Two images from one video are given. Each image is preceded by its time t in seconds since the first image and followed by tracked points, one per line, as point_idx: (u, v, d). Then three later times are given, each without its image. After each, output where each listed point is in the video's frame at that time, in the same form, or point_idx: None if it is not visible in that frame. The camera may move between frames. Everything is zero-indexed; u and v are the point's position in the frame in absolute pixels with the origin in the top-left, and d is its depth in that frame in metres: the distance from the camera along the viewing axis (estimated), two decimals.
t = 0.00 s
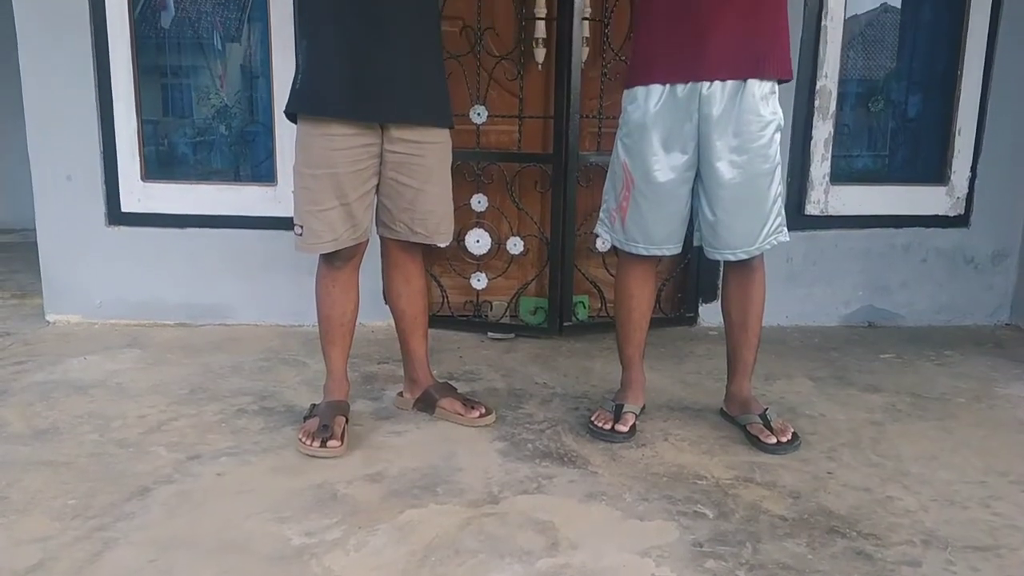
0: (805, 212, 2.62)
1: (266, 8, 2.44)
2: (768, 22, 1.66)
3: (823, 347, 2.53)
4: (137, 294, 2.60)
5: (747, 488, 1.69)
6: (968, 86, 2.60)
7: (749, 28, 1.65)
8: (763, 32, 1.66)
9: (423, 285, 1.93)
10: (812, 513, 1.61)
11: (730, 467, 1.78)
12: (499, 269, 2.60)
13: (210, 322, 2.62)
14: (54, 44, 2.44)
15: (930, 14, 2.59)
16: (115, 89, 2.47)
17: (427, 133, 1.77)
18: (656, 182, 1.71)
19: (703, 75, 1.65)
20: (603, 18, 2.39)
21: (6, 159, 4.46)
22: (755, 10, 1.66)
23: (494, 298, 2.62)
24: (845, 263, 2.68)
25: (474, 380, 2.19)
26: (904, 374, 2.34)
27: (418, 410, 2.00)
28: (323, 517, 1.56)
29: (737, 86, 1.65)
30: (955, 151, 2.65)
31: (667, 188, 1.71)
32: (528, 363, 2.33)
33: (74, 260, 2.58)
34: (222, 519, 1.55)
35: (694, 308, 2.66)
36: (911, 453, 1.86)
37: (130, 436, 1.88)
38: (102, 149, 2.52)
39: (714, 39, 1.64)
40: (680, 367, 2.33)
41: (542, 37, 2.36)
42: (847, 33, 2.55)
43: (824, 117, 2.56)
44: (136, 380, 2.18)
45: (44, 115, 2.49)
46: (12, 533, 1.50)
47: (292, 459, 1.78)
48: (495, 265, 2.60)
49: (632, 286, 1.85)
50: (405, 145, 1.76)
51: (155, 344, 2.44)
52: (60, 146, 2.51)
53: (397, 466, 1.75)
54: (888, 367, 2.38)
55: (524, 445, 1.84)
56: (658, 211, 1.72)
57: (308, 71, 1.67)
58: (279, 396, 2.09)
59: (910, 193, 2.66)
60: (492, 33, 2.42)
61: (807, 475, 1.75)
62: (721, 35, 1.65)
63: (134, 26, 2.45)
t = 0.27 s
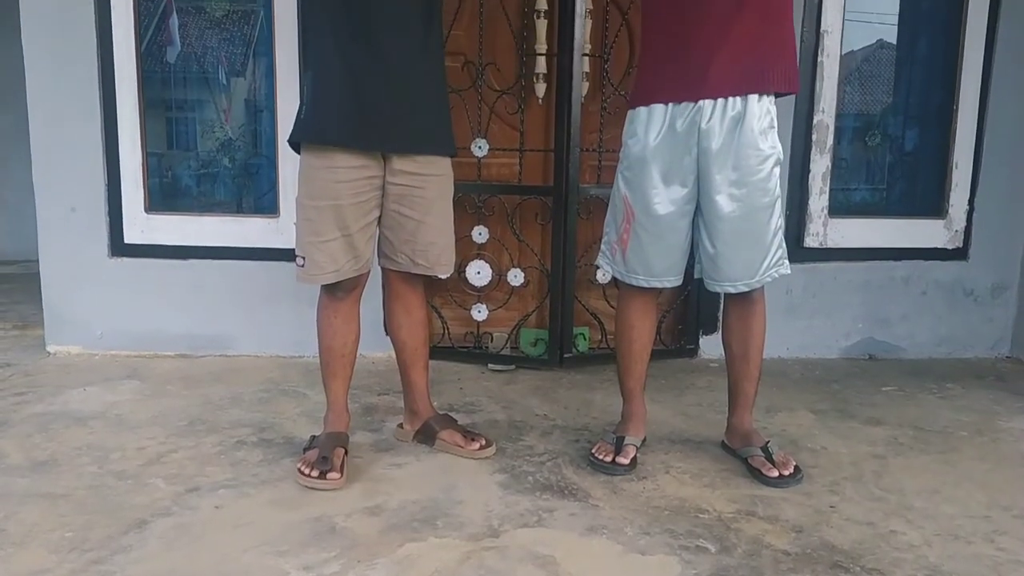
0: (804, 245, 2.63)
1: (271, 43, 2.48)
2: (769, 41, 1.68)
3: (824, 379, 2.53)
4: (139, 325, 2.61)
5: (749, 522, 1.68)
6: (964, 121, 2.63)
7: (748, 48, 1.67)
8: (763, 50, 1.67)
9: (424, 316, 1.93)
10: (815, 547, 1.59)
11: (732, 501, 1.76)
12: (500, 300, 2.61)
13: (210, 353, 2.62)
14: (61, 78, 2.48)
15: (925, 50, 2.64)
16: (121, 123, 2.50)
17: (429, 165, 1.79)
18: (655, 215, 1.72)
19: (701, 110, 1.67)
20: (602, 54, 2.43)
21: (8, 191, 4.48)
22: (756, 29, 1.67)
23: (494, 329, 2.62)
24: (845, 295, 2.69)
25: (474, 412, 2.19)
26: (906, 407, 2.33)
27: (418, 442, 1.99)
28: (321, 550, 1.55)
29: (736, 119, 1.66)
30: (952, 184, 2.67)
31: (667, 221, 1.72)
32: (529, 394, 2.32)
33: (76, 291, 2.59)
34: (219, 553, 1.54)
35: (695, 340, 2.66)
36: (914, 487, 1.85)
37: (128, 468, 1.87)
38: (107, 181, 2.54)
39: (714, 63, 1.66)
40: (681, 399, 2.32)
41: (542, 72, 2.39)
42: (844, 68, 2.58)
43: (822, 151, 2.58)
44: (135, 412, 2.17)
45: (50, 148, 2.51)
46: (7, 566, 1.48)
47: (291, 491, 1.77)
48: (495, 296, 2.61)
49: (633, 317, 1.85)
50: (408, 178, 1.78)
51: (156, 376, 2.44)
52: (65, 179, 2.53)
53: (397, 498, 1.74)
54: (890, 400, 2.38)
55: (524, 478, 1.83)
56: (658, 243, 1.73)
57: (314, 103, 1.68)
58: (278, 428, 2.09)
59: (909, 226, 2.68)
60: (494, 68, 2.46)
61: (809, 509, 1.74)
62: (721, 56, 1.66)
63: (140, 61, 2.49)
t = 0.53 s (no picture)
0: (803, 278, 2.64)
1: (275, 78, 2.52)
2: (768, 68, 1.68)
3: (825, 413, 2.52)
4: (138, 357, 2.60)
5: (751, 557, 1.66)
6: (959, 156, 2.66)
7: (747, 77, 1.68)
8: (762, 78, 1.68)
9: (424, 348, 1.93)
10: None
11: (734, 536, 1.75)
12: (499, 333, 2.61)
13: (209, 385, 2.62)
14: (66, 112, 2.50)
15: (919, 87, 2.67)
16: (124, 156, 2.52)
17: (430, 198, 1.80)
18: (656, 248, 1.72)
19: (701, 145, 1.68)
20: (600, 89, 2.47)
21: (9, 222, 4.49)
22: (754, 57, 1.68)
23: (494, 361, 2.62)
24: (844, 328, 2.69)
25: (473, 445, 2.18)
26: (907, 441, 2.32)
27: (417, 476, 1.97)
28: None
29: (735, 153, 1.67)
30: (949, 218, 2.69)
31: (667, 254, 1.72)
32: (528, 427, 2.31)
33: (75, 323, 2.59)
34: None
35: (695, 373, 2.65)
36: (916, 522, 1.84)
37: (124, 501, 1.85)
38: (109, 214, 2.55)
39: (713, 92, 1.67)
40: (681, 432, 2.31)
41: (542, 107, 2.43)
42: (839, 104, 2.62)
43: (819, 185, 2.61)
44: (133, 445, 2.16)
45: (53, 180, 2.53)
46: None
47: (288, 525, 1.76)
48: (495, 328, 2.61)
49: (633, 350, 1.85)
50: (409, 210, 1.79)
51: (154, 408, 2.43)
52: (68, 211, 2.54)
53: (395, 533, 1.72)
54: (891, 434, 2.37)
55: (524, 512, 1.82)
56: (658, 276, 1.73)
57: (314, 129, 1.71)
58: (276, 461, 2.08)
59: (907, 259, 2.69)
60: (494, 103, 2.49)
61: (812, 544, 1.72)
62: (721, 84, 1.67)
63: (144, 95, 2.52)
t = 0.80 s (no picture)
0: (803, 304, 2.64)
1: (278, 106, 2.55)
2: (766, 97, 1.70)
3: (827, 441, 2.51)
4: (137, 384, 2.60)
5: None
6: (957, 185, 2.68)
7: (747, 105, 1.69)
8: (761, 106, 1.69)
9: (424, 375, 1.93)
10: None
11: (736, 565, 1.73)
12: (500, 359, 2.61)
13: (208, 412, 2.61)
14: (70, 139, 2.52)
15: (916, 116, 2.69)
16: (127, 183, 2.54)
17: (431, 225, 1.80)
18: (659, 275, 1.72)
19: (703, 173, 1.69)
20: (600, 118, 2.49)
21: (9, 249, 4.50)
22: (753, 85, 1.69)
23: (494, 388, 2.61)
24: (845, 356, 2.69)
25: (473, 472, 2.17)
26: (910, 469, 2.31)
27: (416, 504, 1.96)
28: None
29: (736, 181, 1.68)
30: (948, 246, 2.70)
31: (670, 281, 1.72)
32: (528, 455, 2.30)
33: (75, 349, 2.59)
34: None
35: (695, 400, 2.64)
36: (919, 550, 1.82)
37: (121, 529, 1.84)
38: (111, 240, 2.56)
39: (713, 120, 1.68)
40: (681, 460, 2.30)
41: (542, 134, 2.45)
42: (837, 133, 2.64)
43: (818, 213, 2.62)
44: (131, 472, 2.15)
45: (56, 208, 2.55)
46: None
47: (286, 554, 1.74)
48: (495, 355, 2.61)
49: (635, 378, 1.85)
50: (409, 236, 1.79)
51: (152, 435, 2.42)
52: (69, 238, 2.56)
53: (394, 561, 1.71)
54: (893, 462, 2.36)
55: (524, 540, 1.80)
56: (661, 303, 1.73)
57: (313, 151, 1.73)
58: (274, 489, 2.06)
59: (906, 287, 2.70)
60: (495, 131, 2.51)
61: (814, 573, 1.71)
62: (718, 110, 1.68)
63: (148, 123, 2.54)
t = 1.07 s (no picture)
0: (803, 334, 2.64)
1: (281, 138, 2.58)
2: (765, 128, 1.71)
3: (829, 472, 2.49)
4: (136, 413, 2.59)
5: None
6: (955, 215, 2.69)
7: (747, 136, 1.70)
8: (760, 137, 1.70)
9: (424, 405, 1.92)
10: None
11: None
12: (500, 389, 2.60)
13: (207, 442, 2.60)
14: (74, 169, 2.54)
15: (913, 148, 2.72)
16: (131, 213, 2.56)
17: (432, 254, 1.81)
18: (658, 304, 1.72)
19: (702, 204, 1.70)
20: (600, 149, 2.51)
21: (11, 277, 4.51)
22: (752, 116, 1.70)
23: (494, 418, 2.60)
24: (846, 387, 2.68)
25: (473, 503, 2.15)
26: (913, 501, 2.29)
27: (416, 535, 1.94)
28: None
29: (735, 212, 1.69)
30: (947, 276, 2.70)
31: (670, 310, 1.72)
32: (529, 486, 2.29)
33: (74, 379, 2.58)
34: None
35: (696, 431, 2.63)
36: None
37: (117, 561, 1.82)
38: (112, 270, 2.57)
39: (714, 150, 1.69)
40: (683, 491, 2.28)
41: (542, 165, 2.47)
42: (834, 164, 2.67)
43: (817, 243, 2.63)
44: (129, 502, 2.13)
45: (59, 237, 2.56)
46: None
47: None
48: (495, 385, 2.60)
49: (636, 409, 1.84)
50: (411, 265, 1.80)
51: (151, 465, 2.41)
52: (72, 267, 2.56)
53: None
54: (896, 494, 2.34)
55: (524, 573, 1.78)
56: (661, 332, 1.73)
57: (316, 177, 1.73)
58: (272, 520, 2.05)
59: (906, 317, 2.70)
60: (495, 162, 2.54)
61: None
62: (716, 145, 1.69)
63: (152, 153, 2.57)
